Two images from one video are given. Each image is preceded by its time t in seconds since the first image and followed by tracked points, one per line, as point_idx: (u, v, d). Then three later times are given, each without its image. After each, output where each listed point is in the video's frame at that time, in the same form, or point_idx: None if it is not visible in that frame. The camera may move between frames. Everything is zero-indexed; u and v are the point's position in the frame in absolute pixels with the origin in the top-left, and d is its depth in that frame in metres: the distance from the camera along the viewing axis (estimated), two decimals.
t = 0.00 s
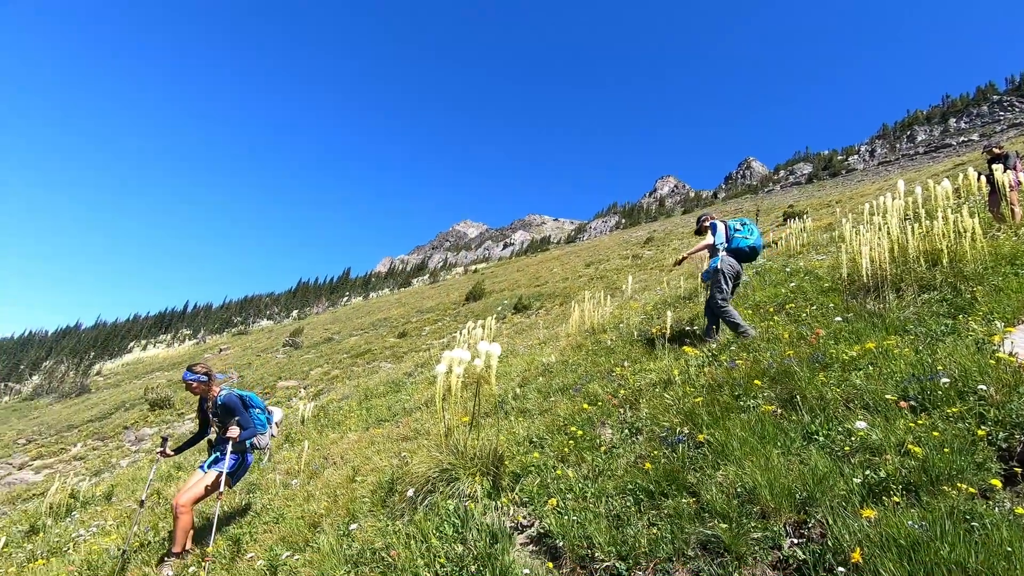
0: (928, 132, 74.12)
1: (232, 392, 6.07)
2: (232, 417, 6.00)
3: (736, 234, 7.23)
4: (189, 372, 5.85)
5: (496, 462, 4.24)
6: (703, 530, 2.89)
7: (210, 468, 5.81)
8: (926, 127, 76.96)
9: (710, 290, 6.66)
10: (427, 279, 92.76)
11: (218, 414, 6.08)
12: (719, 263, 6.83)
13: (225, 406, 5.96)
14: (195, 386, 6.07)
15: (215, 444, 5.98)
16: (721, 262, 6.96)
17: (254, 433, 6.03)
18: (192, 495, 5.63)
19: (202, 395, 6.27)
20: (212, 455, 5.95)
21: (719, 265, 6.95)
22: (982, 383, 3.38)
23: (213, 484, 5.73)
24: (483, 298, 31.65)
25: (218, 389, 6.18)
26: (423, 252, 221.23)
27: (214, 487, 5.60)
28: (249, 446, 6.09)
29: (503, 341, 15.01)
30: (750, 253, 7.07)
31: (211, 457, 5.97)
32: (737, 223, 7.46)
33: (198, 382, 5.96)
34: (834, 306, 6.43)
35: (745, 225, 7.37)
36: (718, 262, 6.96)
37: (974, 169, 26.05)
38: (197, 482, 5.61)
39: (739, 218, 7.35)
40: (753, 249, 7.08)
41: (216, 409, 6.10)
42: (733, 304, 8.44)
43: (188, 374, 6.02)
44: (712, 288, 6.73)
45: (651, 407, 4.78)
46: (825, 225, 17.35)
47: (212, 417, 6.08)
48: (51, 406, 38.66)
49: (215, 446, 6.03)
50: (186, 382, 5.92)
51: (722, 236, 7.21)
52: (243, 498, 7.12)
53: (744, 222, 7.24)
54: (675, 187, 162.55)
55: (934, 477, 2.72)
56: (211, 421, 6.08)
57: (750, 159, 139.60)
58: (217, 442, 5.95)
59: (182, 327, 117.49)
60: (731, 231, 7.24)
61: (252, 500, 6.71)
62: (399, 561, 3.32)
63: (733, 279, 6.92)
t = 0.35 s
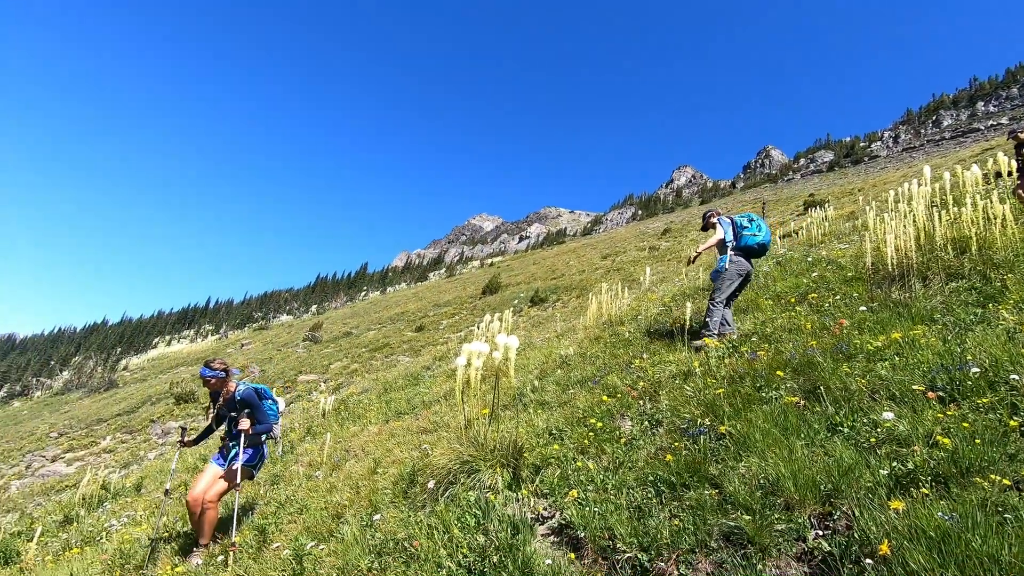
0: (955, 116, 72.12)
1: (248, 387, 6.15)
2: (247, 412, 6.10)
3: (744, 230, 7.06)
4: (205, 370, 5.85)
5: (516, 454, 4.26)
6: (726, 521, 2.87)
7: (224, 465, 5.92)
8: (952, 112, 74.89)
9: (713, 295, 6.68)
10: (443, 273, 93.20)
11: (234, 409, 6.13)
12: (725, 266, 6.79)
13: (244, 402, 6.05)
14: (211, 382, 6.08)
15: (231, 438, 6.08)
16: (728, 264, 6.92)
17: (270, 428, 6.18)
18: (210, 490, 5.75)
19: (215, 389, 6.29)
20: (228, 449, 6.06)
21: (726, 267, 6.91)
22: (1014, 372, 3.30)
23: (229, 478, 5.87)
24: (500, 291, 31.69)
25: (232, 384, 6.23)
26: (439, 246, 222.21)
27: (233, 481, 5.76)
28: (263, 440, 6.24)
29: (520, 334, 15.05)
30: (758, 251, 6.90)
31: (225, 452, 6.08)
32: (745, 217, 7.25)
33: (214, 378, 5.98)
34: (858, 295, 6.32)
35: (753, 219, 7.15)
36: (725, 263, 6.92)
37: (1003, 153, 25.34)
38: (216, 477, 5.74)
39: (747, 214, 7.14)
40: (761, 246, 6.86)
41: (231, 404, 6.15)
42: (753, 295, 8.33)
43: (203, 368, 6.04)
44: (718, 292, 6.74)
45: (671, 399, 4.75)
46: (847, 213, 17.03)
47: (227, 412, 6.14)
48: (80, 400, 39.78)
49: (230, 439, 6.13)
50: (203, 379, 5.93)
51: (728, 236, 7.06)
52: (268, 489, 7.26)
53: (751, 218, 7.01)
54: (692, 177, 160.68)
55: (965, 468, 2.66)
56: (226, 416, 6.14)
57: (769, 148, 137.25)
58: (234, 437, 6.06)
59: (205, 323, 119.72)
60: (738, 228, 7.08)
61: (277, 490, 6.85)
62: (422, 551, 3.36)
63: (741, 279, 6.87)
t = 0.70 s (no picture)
0: (975, 113, 70.75)
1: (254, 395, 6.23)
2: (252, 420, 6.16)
3: (748, 243, 6.93)
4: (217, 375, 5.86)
5: (528, 450, 4.26)
6: (740, 521, 2.85)
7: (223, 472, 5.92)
8: (972, 109, 73.49)
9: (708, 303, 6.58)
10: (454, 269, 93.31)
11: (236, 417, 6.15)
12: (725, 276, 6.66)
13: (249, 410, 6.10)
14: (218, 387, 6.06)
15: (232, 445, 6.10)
16: (726, 272, 6.80)
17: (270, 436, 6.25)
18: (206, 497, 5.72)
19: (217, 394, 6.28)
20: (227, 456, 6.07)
21: (723, 275, 6.81)
22: None
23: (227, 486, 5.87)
24: (510, 288, 31.69)
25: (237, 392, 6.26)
26: (450, 242, 222.76)
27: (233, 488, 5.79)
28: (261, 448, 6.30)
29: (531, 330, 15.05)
30: (757, 265, 6.79)
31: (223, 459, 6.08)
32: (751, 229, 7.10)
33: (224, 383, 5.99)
34: (875, 295, 6.24)
35: (759, 233, 7.01)
36: (722, 272, 6.81)
37: None
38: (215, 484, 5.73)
39: (754, 226, 7.00)
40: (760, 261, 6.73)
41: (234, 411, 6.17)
42: (767, 293, 8.26)
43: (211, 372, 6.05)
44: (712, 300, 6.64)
45: (685, 397, 4.73)
46: (863, 212, 16.78)
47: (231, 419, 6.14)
48: (98, 391, 40.47)
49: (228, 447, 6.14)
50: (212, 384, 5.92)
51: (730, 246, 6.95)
52: (282, 481, 7.34)
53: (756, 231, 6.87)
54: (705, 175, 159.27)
55: (986, 470, 2.62)
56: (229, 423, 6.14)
57: (784, 145, 135.60)
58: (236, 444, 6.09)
59: (219, 316, 121.07)
60: (743, 239, 6.94)
61: (290, 483, 6.91)
62: (435, 546, 3.38)
63: (736, 290, 6.79)
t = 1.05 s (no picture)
0: (995, 111, 69.48)
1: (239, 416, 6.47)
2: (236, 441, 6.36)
3: (755, 243, 6.96)
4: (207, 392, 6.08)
5: (539, 448, 4.26)
6: (754, 521, 2.83)
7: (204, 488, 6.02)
8: (991, 107, 72.19)
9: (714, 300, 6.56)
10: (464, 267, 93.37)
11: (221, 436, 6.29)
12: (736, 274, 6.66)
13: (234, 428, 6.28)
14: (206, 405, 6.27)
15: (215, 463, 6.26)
16: (732, 270, 6.80)
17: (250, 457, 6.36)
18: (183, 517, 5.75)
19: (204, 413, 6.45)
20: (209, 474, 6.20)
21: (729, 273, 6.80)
22: None
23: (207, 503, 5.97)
24: (520, 287, 31.68)
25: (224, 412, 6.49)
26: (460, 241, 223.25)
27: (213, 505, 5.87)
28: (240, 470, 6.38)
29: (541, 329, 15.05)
30: (763, 265, 6.84)
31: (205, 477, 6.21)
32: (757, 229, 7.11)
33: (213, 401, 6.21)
34: (890, 296, 6.16)
35: (766, 233, 7.04)
36: (729, 269, 6.80)
37: None
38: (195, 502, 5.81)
39: (762, 226, 7.03)
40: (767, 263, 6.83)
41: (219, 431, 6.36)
42: (780, 293, 8.18)
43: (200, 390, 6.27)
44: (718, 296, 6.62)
45: (697, 397, 4.70)
46: (878, 211, 16.57)
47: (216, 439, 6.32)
48: (113, 386, 41.04)
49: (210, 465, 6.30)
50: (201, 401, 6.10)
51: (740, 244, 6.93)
52: (294, 477, 7.40)
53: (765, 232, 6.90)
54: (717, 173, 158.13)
55: (1006, 473, 2.58)
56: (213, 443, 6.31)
57: (798, 145, 134.38)
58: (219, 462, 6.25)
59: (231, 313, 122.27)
60: (750, 239, 6.95)
61: (302, 479, 6.96)
62: (447, 542, 3.39)
63: (740, 289, 6.81)
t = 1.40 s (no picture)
0: (1016, 92, 67.75)
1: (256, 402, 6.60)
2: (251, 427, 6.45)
3: (761, 234, 6.98)
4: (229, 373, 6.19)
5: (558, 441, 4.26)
6: (777, 513, 2.81)
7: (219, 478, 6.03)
8: (1013, 88, 70.42)
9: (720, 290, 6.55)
10: (476, 262, 93.45)
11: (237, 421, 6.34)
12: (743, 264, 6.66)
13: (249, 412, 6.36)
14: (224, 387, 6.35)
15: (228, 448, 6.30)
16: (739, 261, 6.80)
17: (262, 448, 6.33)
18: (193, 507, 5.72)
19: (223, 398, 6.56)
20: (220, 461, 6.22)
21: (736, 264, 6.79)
22: None
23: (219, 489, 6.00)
24: (533, 281, 31.63)
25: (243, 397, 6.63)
26: (472, 237, 223.52)
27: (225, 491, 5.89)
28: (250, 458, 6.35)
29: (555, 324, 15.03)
30: (768, 257, 6.88)
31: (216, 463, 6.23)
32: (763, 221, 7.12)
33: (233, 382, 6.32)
34: (913, 283, 6.04)
35: (772, 225, 7.06)
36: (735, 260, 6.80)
37: None
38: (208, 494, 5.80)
39: (768, 217, 7.04)
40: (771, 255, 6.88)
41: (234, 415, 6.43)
42: (798, 283, 8.08)
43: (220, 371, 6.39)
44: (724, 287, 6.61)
45: (716, 388, 4.67)
46: (897, 198, 16.27)
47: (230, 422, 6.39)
48: (135, 387, 41.81)
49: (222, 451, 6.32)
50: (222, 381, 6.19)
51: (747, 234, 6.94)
52: (314, 473, 7.49)
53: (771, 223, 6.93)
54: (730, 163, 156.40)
55: None
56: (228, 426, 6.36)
57: (812, 132, 132.34)
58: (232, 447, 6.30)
59: (248, 313, 123.73)
60: (757, 230, 6.96)
61: (323, 475, 7.05)
62: (468, 536, 3.40)
63: (745, 279, 6.83)
